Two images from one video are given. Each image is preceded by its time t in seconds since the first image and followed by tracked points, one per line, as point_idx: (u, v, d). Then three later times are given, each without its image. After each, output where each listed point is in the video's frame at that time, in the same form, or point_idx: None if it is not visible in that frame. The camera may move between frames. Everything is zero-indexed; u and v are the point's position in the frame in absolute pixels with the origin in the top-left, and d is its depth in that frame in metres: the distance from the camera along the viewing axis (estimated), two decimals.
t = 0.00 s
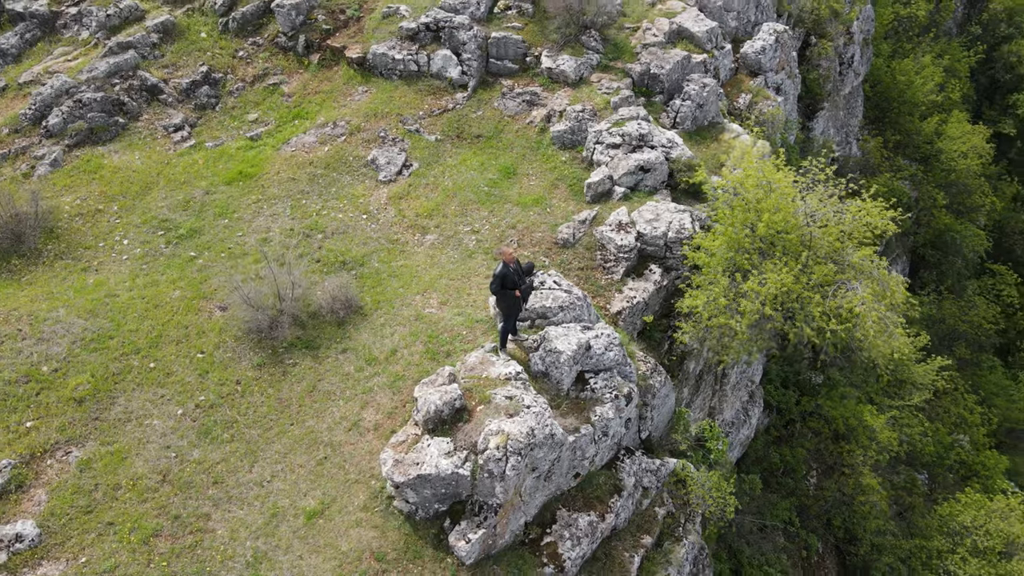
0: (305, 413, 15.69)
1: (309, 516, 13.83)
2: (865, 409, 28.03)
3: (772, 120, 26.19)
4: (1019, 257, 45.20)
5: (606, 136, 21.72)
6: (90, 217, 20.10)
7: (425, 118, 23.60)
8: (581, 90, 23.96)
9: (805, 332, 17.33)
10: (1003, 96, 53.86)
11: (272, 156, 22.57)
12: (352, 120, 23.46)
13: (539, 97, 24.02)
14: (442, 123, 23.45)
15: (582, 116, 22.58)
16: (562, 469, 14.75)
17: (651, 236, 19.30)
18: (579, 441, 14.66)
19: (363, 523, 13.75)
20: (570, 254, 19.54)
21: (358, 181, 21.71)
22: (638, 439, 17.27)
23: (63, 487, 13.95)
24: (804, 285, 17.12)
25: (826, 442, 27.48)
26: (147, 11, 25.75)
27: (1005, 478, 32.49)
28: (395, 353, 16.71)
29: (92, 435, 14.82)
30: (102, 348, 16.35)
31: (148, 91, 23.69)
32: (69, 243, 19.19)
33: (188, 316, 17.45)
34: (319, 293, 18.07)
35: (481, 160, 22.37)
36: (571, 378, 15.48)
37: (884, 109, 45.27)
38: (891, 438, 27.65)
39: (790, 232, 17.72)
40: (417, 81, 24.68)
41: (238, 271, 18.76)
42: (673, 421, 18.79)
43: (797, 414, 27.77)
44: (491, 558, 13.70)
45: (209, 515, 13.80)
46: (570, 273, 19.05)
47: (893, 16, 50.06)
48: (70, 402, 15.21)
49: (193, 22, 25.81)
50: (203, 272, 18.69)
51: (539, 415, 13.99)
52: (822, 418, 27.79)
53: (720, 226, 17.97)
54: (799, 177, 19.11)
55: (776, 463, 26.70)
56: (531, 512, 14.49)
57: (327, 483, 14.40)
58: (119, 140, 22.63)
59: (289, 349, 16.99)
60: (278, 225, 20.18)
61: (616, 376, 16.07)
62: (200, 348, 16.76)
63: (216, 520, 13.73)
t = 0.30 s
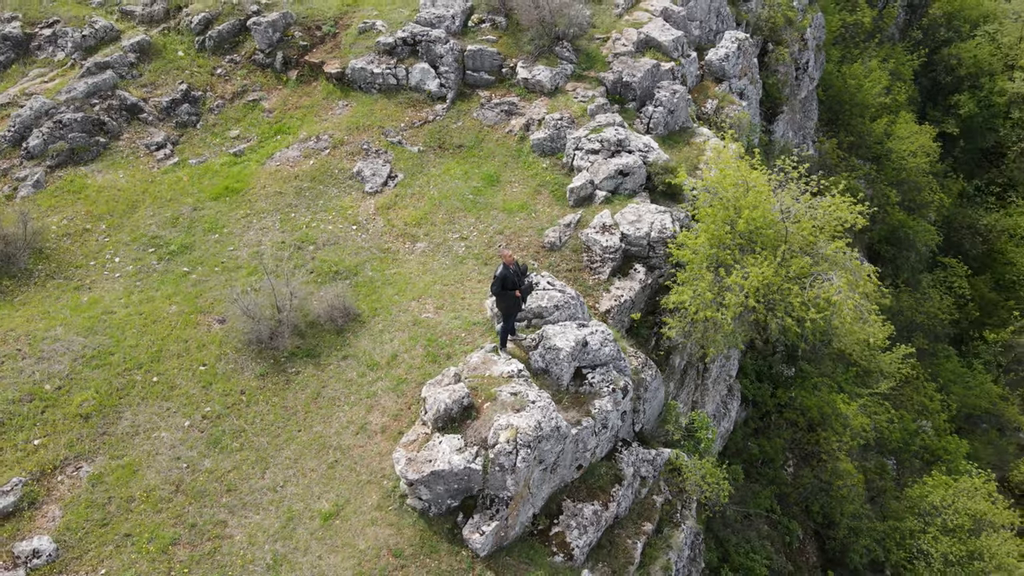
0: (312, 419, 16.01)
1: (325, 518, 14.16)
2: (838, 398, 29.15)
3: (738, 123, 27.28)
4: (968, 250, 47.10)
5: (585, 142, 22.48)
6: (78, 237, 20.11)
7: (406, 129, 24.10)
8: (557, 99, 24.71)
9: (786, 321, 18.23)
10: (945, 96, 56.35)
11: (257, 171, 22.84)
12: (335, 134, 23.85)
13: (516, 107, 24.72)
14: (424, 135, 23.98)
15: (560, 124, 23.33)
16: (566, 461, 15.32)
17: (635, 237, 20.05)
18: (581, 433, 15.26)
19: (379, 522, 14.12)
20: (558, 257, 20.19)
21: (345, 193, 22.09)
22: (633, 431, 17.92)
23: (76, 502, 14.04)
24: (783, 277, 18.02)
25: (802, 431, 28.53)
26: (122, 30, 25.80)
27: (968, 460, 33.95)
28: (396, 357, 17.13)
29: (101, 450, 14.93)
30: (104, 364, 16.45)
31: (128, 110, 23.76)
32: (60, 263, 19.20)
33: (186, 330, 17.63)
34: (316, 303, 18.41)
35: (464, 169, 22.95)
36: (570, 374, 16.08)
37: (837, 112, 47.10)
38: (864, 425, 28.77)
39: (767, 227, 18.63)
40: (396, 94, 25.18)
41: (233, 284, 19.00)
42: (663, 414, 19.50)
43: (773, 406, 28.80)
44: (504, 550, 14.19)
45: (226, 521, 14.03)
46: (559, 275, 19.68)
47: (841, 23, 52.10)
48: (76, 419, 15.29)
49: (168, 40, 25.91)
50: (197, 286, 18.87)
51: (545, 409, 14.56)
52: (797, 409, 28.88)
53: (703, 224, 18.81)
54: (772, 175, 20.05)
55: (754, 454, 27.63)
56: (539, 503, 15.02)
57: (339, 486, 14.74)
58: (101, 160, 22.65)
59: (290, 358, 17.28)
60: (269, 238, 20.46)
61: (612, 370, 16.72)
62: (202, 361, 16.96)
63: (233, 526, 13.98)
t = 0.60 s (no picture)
0: (317, 425, 16.36)
1: (339, 518, 14.54)
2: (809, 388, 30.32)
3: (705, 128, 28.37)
4: (917, 246, 49.22)
5: (563, 150, 23.25)
6: (66, 257, 20.13)
7: (387, 142, 24.60)
8: (533, 109, 25.48)
9: (764, 313, 19.19)
10: (889, 100, 58.88)
11: (241, 187, 23.08)
12: (317, 148, 24.25)
13: (493, 118, 25.42)
14: (405, 146, 24.52)
15: (538, 133, 24.08)
16: (568, 453, 15.93)
17: (617, 239, 20.83)
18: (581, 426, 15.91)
19: (392, 519, 14.54)
20: (544, 260, 20.87)
21: (331, 205, 22.48)
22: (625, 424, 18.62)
23: (90, 515, 14.17)
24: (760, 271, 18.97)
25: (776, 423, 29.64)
26: (96, 51, 25.82)
27: (928, 446, 35.54)
28: (395, 362, 17.58)
29: (110, 464, 15.06)
30: (106, 380, 16.56)
31: (106, 130, 23.80)
32: (50, 283, 19.22)
33: (185, 344, 17.83)
34: (312, 313, 18.77)
35: (446, 179, 23.54)
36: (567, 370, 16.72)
37: (790, 116, 48.95)
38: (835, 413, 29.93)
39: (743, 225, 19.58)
40: (374, 108, 25.67)
41: (227, 297, 19.24)
42: (650, 408, 20.22)
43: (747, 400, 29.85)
44: (514, 541, 14.72)
45: (241, 527, 14.31)
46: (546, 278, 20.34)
47: (790, 31, 54.13)
48: (83, 434, 15.41)
49: (143, 60, 25.98)
50: (192, 301, 19.07)
51: (547, 404, 15.17)
52: (770, 402, 29.93)
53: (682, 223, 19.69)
54: (745, 175, 21.06)
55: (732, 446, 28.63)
56: (543, 495, 15.59)
57: (350, 487, 15.13)
58: (82, 180, 22.65)
59: (291, 368, 17.61)
60: (259, 252, 20.75)
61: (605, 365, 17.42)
62: (203, 374, 17.19)
63: (249, 531, 14.26)
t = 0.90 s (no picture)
0: (326, 429, 16.78)
1: (355, 515, 14.99)
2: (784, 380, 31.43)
3: (677, 133, 29.42)
4: (873, 244, 51.19)
5: (546, 157, 24.05)
6: (60, 274, 20.24)
7: (372, 153, 25.14)
8: (513, 118, 26.25)
9: (746, 307, 20.15)
10: (840, 104, 61.16)
11: (230, 201, 23.39)
12: (304, 161, 24.66)
13: (474, 128, 26.13)
14: (390, 157, 25.08)
15: (519, 142, 24.84)
16: (570, 445, 16.58)
17: (602, 240, 21.61)
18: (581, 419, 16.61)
19: (407, 514, 15.05)
20: (534, 263, 21.57)
21: (321, 217, 22.92)
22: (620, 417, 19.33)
23: (109, 524, 14.38)
24: (740, 267, 19.93)
25: (753, 416, 30.76)
26: (77, 70, 25.91)
27: (894, 434, 37.02)
28: (397, 365, 18.09)
29: (124, 473, 15.29)
30: (113, 393, 16.78)
31: (91, 149, 23.92)
32: (46, 301, 19.32)
33: (188, 355, 18.11)
34: (312, 321, 19.19)
35: (433, 188, 24.16)
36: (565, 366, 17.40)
37: (750, 122, 50.63)
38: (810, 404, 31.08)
39: (722, 223, 20.53)
40: (357, 121, 26.18)
41: (226, 309, 19.55)
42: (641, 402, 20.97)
43: (725, 394, 30.90)
44: (524, 530, 15.32)
45: (260, 529, 14.68)
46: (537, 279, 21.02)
47: (746, 39, 55.98)
48: (95, 446, 15.60)
49: (124, 79, 26.12)
50: (191, 313, 19.35)
51: (551, 397, 15.82)
52: (746, 396, 30.65)
53: (665, 223, 20.58)
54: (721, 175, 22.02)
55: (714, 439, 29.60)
56: (549, 486, 16.21)
57: (363, 486, 15.59)
58: (69, 199, 22.73)
59: (295, 374, 17.99)
60: (253, 264, 21.09)
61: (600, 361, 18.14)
62: (209, 383, 17.49)
63: (268, 532, 14.64)
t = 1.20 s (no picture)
0: (337, 429, 17.27)
1: (373, 510, 15.50)
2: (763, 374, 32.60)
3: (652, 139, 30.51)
4: (834, 245, 53.09)
5: (531, 164, 24.85)
6: (59, 289, 20.42)
7: (361, 164, 25.71)
8: (496, 128, 27.07)
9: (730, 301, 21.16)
10: (799, 110, 63.26)
11: (223, 214, 23.75)
12: (294, 174, 25.13)
13: (459, 138, 26.86)
14: (378, 168, 25.69)
15: (505, 150, 25.63)
16: (573, 436, 17.32)
17: (591, 242, 22.37)
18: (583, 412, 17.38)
19: (423, 507, 15.60)
20: (526, 266, 22.32)
21: (315, 227, 23.41)
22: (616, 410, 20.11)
23: (131, 529, 14.69)
24: (724, 264, 20.93)
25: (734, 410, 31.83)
26: (62, 89, 26.10)
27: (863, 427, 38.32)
28: (402, 367, 18.66)
29: (143, 479, 15.62)
30: (125, 403, 17.08)
31: (81, 166, 24.10)
32: (48, 316, 19.51)
33: (195, 364, 18.46)
34: (315, 327, 19.66)
35: (422, 197, 24.81)
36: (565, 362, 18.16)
37: (715, 128, 52.24)
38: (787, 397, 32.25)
39: (705, 223, 21.52)
40: (344, 133, 26.74)
41: (228, 318, 19.92)
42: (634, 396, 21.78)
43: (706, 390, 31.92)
44: (534, 518, 15.98)
45: (281, 527, 15.11)
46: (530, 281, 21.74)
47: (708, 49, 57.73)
48: (111, 454, 15.91)
49: (110, 96, 26.37)
50: (194, 323, 19.70)
51: (555, 390, 16.57)
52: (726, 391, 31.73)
53: (651, 224, 21.50)
54: (701, 177, 23.00)
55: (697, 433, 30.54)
56: (555, 477, 16.90)
57: (378, 482, 16.10)
58: (61, 216, 22.88)
59: (302, 379, 18.45)
60: (252, 274, 21.50)
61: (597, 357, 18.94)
62: (218, 391, 17.87)
63: (289, 529, 15.08)
